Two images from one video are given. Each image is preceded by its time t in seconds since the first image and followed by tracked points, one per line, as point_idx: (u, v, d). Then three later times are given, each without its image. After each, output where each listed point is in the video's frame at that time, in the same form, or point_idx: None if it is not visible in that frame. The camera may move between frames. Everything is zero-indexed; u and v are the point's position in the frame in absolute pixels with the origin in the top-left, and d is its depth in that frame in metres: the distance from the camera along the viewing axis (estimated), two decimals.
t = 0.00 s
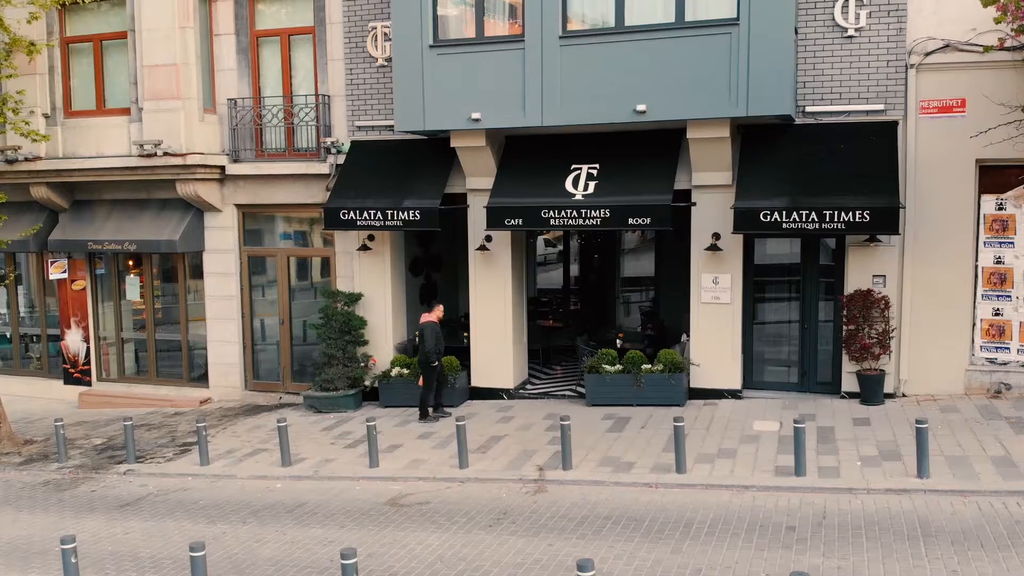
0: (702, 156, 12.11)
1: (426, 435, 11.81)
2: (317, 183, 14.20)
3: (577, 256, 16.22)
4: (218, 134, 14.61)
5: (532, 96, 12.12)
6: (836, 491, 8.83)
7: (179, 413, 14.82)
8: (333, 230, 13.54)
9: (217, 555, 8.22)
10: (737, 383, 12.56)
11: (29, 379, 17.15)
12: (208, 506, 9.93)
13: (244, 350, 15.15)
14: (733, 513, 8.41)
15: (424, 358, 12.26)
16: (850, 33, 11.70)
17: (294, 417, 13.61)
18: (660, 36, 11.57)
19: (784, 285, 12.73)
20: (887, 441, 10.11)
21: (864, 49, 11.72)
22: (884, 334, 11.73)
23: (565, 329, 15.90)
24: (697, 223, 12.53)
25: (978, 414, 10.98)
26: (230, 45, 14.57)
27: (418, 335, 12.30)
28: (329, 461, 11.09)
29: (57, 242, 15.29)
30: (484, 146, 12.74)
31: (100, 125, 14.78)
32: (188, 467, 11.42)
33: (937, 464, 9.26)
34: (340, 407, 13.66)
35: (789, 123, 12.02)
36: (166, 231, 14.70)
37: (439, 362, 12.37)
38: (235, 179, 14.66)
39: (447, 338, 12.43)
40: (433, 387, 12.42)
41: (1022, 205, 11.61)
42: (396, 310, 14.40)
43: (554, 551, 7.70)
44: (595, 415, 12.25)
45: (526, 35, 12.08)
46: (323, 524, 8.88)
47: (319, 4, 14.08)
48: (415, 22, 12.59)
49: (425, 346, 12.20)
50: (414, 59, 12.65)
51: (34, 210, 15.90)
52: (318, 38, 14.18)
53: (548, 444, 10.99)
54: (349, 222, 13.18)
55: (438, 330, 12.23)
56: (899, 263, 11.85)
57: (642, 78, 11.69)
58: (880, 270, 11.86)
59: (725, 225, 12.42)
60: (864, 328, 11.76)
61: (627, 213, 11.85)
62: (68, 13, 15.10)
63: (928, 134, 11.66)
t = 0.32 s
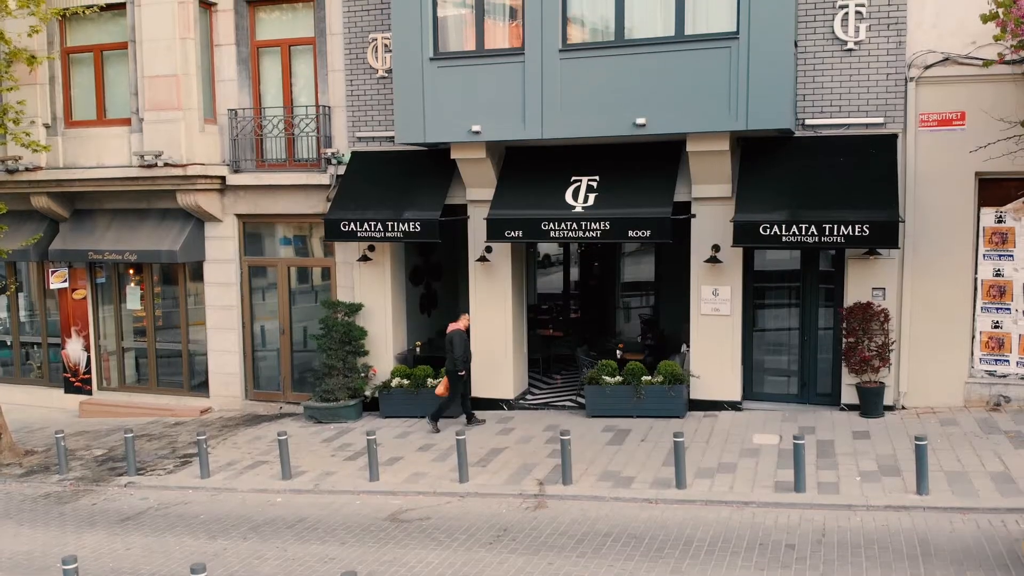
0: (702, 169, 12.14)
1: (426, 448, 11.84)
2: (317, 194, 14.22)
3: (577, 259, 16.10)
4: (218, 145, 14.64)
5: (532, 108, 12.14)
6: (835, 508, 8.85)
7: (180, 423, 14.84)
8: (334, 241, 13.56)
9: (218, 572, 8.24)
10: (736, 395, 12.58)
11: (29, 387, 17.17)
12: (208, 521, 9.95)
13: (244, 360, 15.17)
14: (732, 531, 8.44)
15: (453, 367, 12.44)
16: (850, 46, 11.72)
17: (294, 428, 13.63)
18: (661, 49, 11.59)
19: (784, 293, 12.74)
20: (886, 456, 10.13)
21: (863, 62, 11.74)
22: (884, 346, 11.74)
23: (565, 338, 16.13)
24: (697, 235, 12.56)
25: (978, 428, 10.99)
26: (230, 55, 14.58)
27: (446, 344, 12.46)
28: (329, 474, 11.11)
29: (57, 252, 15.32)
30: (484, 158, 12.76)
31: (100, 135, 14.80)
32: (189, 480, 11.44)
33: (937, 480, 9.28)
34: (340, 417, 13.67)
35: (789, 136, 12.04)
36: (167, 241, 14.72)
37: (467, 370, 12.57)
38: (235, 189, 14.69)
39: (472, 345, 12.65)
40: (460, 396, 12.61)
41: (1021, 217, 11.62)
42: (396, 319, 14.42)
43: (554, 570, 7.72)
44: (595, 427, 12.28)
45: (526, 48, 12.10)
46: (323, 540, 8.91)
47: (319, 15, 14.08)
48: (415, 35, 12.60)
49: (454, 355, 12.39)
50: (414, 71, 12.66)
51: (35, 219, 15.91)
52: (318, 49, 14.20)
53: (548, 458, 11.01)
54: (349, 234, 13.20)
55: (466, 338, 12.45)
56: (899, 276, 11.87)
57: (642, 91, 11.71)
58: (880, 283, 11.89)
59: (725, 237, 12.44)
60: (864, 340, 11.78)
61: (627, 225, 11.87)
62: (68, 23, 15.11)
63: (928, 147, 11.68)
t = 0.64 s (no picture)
0: (702, 182, 12.16)
1: (427, 461, 11.86)
2: (317, 205, 14.25)
3: (577, 264, 16.12)
4: (218, 156, 14.67)
5: (532, 121, 12.15)
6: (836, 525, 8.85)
7: (180, 433, 14.86)
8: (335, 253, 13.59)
9: None
10: (736, 407, 12.59)
11: (30, 397, 17.19)
12: (209, 536, 9.97)
13: (244, 370, 15.19)
14: (731, 548, 8.46)
15: (477, 374, 12.70)
16: (850, 59, 11.74)
17: (294, 439, 13.66)
18: (661, 63, 11.61)
19: (784, 304, 12.77)
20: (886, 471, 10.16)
21: (863, 75, 11.76)
22: (883, 359, 11.76)
23: (565, 347, 16.22)
24: (697, 248, 12.59)
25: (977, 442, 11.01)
26: (231, 66, 14.60)
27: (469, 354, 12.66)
28: (330, 488, 11.12)
29: (58, 262, 15.35)
30: (484, 171, 12.79)
31: (101, 145, 14.82)
32: (189, 493, 11.46)
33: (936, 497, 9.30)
34: (340, 428, 13.69)
35: (789, 149, 12.07)
36: (167, 252, 14.74)
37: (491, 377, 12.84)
38: (236, 200, 14.73)
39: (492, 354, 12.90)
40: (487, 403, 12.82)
41: (1021, 231, 11.64)
42: (396, 329, 14.43)
43: None
44: (595, 439, 12.30)
45: (526, 62, 12.13)
46: (324, 557, 8.93)
47: (319, 26, 14.10)
48: (416, 47, 12.62)
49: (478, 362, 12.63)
50: (414, 83, 12.67)
51: (36, 229, 15.93)
52: (318, 60, 14.23)
53: (549, 471, 11.03)
54: (350, 245, 13.22)
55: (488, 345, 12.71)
56: (898, 289, 11.90)
57: (643, 105, 11.73)
58: (880, 296, 11.92)
59: (725, 250, 12.48)
60: (864, 353, 11.79)
61: (626, 238, 11.89)
62: (69, 34, 15.13)
63: (928, 161, 11.70)
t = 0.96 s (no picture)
0: (702, 195, 12.20)
1: (427, 474, 11.88)
2: (317, 216, 14.28)
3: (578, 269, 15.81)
4: (219, 167, 14.69)
5: (532, 135, 12.17)
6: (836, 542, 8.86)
7: (181, 443, 14.89)
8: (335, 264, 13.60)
9: None
10: (737, 419, 12.61)
11: (31, 406, 17.20)
12: (210, 551, 9.98)
13: (245, 381, 15.22)
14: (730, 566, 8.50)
15: (505, 385, 12.64)
16: (850, 73, 11.76)
17: (294, 450, 13.67)
18: (661, 77, 11.64)
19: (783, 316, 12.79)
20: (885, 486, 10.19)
21: (863, 89, 11.79)
22: (883, 373, 11.79)
23: (565, 356, 16.15)
24: (697, 260, 12.61)
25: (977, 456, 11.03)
26: (231, 77, 14.63)
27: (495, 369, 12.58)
28: (330, 502, 11.14)
29: (60, 273, 15.37)
30: (484, 183, 12.82)
31: (102, 156, 14.84)
32: (191, 506, 11.47)
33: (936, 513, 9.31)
34: (340, 440, 13.68)
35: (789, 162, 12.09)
36: (169, 262, 14.77)
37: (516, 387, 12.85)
38: (237, 211, 14.77)
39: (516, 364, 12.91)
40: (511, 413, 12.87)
41: (1020, 244, 11.65)
42: (396, 339, 14.44)
43: None
44: (595, 452, 12.32)
45: (526, 75, 12.15)
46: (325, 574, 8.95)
47: (319, 38, 14.13)
48: (416, 60, 12.64)
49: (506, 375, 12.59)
50: (414, 96, 12.69)
51: (36, 239, 15.94)
52: (318, 71, 14.26)
53: (549, 485, 11.04)
54: (350, 257, 13.24)
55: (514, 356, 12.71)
56: (898, 303, 11.93)
57: (643, 119, 11.75)
58: (880, 309, 11.94)
59: (725, 262, 12.50)
60: (863, 366, 11.83)
61: (626, 251, 11.90)
62: (70, 45, 15.16)
63: (927, 175, 11.73)
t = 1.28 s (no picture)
0: (702, 209, 12.22)
1: (427, 487, 11.90)
2: (318, 227, 14.32)
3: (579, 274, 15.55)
4: (220, 178, 14.72)
5: (533, 149, 12.19)
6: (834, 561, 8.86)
7: (181, 454, 14.92)
8: (335, 276, 13.62)
9: None
10: (737, 432, 12.63)
11: (32, 415, 17.22)
12: (211, 567, 10.00)
13: (245, 392, 15.26)
14: None
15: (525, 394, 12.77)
16: (850, 87, 11.78)
17: (295, 462, 13.69)
18: (660, 92, 11.66)
19: (784, 328, 12.80)
20: (885, 502, 10.21)
21: (863, 103, 11.80)
22: (882, 387, 11.75)
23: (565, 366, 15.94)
24: (697, 274, 12.63)
25: (976, 471, 11.05)
26: (232, 89, 14.64)
27: (518, 378, 12.68)
28: (330, 516, 11.15)
29: (61, 283, 15.39)
30: (485, 196, 12.86)
31: (103, 167, 14.86)
32: (191, 520, 11.49)
33: (936, 530, 9.33)
34: (340, 451, 13.71)
35: (789, 176, 12.11)
36: (170, 273, 14.79)
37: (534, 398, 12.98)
38: (238, 222, 14.81)
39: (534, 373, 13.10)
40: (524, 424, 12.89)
41: (1019, 258, 11.67)
42: (396, 350, 14.47)
43: None
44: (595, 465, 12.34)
45: (526, 89, 12.17)
46: None
47: (320, 50, 14.14)
48: (416, 73, 12.67)
49: (528, 384, 12.76)
50: (414, 109, 12.70)
51: (37, 249, 15.96)
52: (319, 83, 14.27)
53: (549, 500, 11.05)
54: (351, 269, 13.25)
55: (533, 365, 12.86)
56: (898, 317, 11.95)
57: (642, 133, 11.78)
58: (880, 324, 11.95)
59: (725, 276, 12.52)
60: (863, 381, 11.79)
61: (626, 265, 11.92)
62: (70, 56, 15.17)
63: (927, 189, 11.75)
